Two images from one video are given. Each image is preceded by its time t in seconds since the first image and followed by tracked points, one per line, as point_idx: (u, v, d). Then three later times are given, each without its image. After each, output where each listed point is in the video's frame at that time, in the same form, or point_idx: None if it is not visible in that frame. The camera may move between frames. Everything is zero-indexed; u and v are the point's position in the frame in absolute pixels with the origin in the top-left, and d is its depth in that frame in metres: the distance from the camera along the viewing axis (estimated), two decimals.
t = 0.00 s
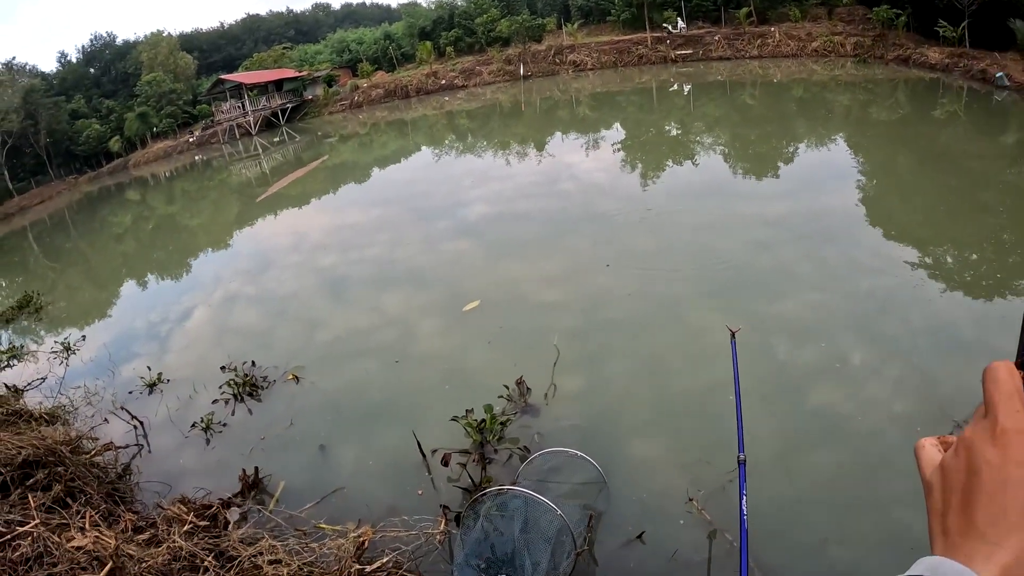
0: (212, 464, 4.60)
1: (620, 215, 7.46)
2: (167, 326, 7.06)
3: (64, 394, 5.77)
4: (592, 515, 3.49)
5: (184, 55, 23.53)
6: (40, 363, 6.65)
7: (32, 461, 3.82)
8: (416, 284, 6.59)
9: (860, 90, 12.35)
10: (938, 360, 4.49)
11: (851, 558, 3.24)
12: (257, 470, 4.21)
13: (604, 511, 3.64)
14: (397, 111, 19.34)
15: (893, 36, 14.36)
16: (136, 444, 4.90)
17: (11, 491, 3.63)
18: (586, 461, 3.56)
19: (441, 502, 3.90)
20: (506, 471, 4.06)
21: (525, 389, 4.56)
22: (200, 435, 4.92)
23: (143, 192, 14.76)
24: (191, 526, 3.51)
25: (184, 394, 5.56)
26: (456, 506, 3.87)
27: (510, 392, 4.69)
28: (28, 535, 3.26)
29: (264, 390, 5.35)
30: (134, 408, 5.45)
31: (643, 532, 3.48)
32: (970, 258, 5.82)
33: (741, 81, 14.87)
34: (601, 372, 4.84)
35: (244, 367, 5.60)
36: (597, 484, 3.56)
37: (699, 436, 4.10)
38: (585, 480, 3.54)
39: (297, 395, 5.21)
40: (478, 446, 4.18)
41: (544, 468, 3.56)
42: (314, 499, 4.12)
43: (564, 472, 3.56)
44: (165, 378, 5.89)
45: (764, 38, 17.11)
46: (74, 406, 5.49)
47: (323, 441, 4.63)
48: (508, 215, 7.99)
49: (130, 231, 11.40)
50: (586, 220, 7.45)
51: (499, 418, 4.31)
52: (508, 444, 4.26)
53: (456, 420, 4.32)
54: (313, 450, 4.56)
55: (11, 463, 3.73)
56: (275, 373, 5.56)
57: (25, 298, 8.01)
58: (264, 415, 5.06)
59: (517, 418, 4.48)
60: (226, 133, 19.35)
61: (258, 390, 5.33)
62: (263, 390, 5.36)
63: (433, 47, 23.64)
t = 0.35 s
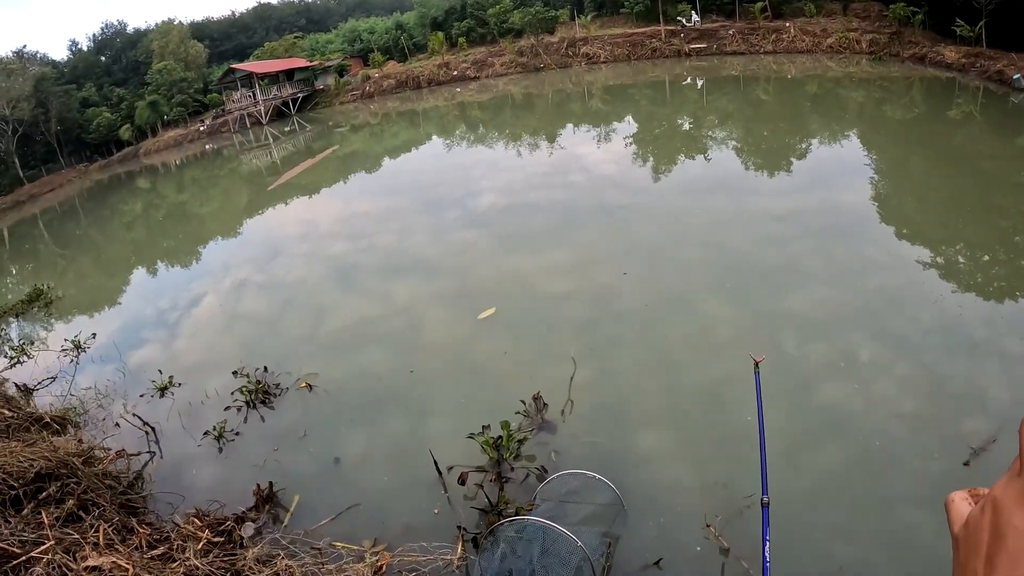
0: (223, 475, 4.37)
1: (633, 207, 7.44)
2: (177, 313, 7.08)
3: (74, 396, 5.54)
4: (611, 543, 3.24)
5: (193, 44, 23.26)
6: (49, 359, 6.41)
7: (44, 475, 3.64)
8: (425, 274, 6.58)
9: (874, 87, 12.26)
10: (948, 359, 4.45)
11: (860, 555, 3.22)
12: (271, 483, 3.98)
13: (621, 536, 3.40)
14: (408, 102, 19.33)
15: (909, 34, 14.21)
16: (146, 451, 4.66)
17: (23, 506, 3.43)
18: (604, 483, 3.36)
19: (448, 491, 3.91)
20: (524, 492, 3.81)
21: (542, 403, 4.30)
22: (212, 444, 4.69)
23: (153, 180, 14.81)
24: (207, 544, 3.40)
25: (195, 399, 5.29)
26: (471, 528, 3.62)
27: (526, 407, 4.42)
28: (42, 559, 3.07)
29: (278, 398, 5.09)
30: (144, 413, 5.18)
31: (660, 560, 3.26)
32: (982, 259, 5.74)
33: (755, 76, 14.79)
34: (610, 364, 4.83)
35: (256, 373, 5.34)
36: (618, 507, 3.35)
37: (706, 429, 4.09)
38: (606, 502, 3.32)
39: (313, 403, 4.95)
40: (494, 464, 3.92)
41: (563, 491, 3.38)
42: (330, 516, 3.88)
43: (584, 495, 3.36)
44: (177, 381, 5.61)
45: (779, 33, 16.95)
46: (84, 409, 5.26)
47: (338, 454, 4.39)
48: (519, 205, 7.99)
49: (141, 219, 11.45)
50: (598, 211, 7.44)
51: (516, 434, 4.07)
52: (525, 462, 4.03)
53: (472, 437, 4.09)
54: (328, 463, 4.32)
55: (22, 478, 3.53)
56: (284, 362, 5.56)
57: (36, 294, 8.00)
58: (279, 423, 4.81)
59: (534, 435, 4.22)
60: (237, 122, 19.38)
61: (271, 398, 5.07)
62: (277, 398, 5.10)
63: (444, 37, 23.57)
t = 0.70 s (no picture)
0: (234, 492, 4.15)
1: (639, 201, 7.43)
2: (183, 303, 7.11)
3: (85, 406, 5.26)
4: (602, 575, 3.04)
5: (200, 36, 23.11)
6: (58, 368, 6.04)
7: (62, 495, 3.54)
8: (430, 266, 6.59)
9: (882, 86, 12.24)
10: (952, 357, 4.44)
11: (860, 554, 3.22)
12: (282, 501, 3.80)
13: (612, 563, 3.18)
14: (414, 96, 19.32)
15: (918, 34, 14.13)
16: (159, 466, 4.41)
17: (43, 528, 3.34)
18: (598, 513, 3.17)
19: (450, 482, 3.94)
20: (523, 518, 3.61)
21: (542, 428, 4.08)
22: (223, 460, 4.44)
23: (159, 172, 14.84)
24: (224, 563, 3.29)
25: (205, 413, 4.98)
26: (471, 553, 3.44)
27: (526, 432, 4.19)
28: None
29: (287, 415, 4.78)
30: (155, 428, 4.87)
31: None
32: (987, 261, 5.72)
33: (763, 73, 14.75)
34: (614, 357, 4.86)
35: (264, 389, 5.03)
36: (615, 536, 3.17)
37: (707, 421, 4.12)
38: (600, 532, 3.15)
39: (323, 415, 4.73)
40: (494, 489, 3.73)
41: (556, 520, 3.19)
42: (337, 536, 3.69)
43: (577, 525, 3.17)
44: (188, 394, 5.26)
45: (788, 31, 16.87)
46: (95, 421, 5.01)
47: (346, 474, 4.15)
48: (525, 197, 7.99)
49: (147, 210, 11.48)
50: (604, 205, 7.44)
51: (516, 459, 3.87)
52: (525, 487, 3.82)
53: (473, 461, 3.90)
54: (335, 483, 4.09)
55: (42, 500, 3.43)
56: (289, 352, 5.60)
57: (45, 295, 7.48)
58: (291, 441, 4.53)
59: (533, 460, 3.99)
60: (243, 115, 19.40)
61: (280, 414, 4.76)
62: (286, 415, 4.79)
63: (452, 31, 23.52)
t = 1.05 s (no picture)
0: (237, 496, 4.11)
1: (639, 199, 7.43)
2: (184, 300, 7.11)
3: (89, 409, 5.19)
4: None
5: (201, 34, 23.17)
6: (61, 372, 5.93)
7: (69, 501, 3.54)
8: (431, 263, 6.60)
9: (883, 87, 12.24)
10: (951, 357, 4.45)
11: (859, 552, 3.22)
12: (286, 505, 3.76)
13: (610, 567, 3.18)
14: (415, 94, 19.32)
15: (918, 34, 14.12)
16: (163, 471, 4.34)
17: (49, 534, 3.34)
18: (596, 518, 3.25)
19: (451, 479, 3.95)
20: (524, 523, 3.58)
21: (542, 434, 4.03)
22: (226, 465, 4.38)
23: (160, 170, 14.85)
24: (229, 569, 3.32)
25: (208, 418, 4.90)
26: (474, 558, 3.40)
27: (524, 437, 4.14)
28: None
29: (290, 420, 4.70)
30: (159, 432, 4.80)
31: None
32: (986, 261, 5.73)
33: (763, 73, 14.75)
34: (615, 354, 4.88)
35: (267, 393, 4.95)
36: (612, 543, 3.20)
37: (707, 419, 4.14)
38: (600, 535, 3.19)
39: (323, 413, 4.72)
40: (494, 495, 3.70)
41: (556, 526, 3.22)
42: (340, 541, 3.66)
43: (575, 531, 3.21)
44: (191, 398, 5.18)
45: (789, 31, 16.85)
46: (98, 424, 4.95)
47: (349, 479, 4.10)
48: (526, 195, 7.99)
49: (148, 208, 11.49)
50: (605, 203, 7.44)
51: (515, 465, 3.84)
52: (524, 492, 3.79)
53: (474, 468, 3.88)
54: (337, 489, 4.03)
55: (50, 506, 3.43)
56: (290, 348, 5.62)
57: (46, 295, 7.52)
58: (294, 445, 4.47)
59: (532, 466, 3.95)
60: (244, 113, 19.39)
61: (283, 419, 4.69)
62: (288, 419, 4.72)
63: (452, 29, 23.51)
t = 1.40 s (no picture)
0: (240, 494, 4.11)
1: (640, 198, 7.44)
2: (184, 298, 7.11)
3: (91, 408, 5.18)
4: None
5: (201, 32, 23.18)
6: (62, 370, 5.93)
7: (75, 500, 3.55)
8: (431, 261, 6.61)
9: (883, 87, 12.24)
10: (951, 356, 4.46)
11: (860, 550, 3.23)
12: (289, 503, 3.76)
13: (612, 565, 3.18)
14: (415, 93, 19.31)
15: (919, 34, 14.12)
16: (167, 470, 4.33)
17: (55, 533, 3.35)
18: (597, 516, 3.25)
19: (452, 476, 3.96)
20: (525, 522, 3.58)
21: (542, 433, 4.03)
22: (229, 464, 4.38)
23: (160, 168, 14.84)
24: (234, 567, 3.32)
25: (210, 416, 4.90)
26: (475, 556, 3.40)
27: (525, 436, 4.14)
28: None
29: (292, 418, 4.70)
30: (162, 430, 4.80)
31: None
32: (986, 261, 5.74)
33: (763, 73, 14.75)
34: (615, 352, 4.89)
35: (270, 393, 4.95)
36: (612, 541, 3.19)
37: (709, 418, 4.14)
38: (601, 534, 3.19)
39: (324, 411, 4.72)
40: (495, 494, 3.69)
41: (557, 525, 3.22)
42: (342, 538, 3.66)
43: (576, 530, 3.21)
44: (193, 396, 5.18)
45: (789, 31, 16.84)
46: (101, 424, 4.94)
47: (351, 477, 4.10)
48: (526, 193, 7.99)
49: (147, 207, 11.49)
50: (605, 201, 7.44)
51: (516, 464, 3.84)
52: (525, 490, 3.79)
53: (475, 467, 3.88)
54: (340, 487, 4.03)
55: (55, 505, 3.43)
56: (291, 346, 5.63)
57: (48, 294, 7.53)
58: (298, 444, 4.46)
59: (533, 465, 3.95)
60: (244, 111, 19.38)
61: (285, 417, 4.69)
62: (291, 417, 4.72)
63: (452, 28, 23.50)
